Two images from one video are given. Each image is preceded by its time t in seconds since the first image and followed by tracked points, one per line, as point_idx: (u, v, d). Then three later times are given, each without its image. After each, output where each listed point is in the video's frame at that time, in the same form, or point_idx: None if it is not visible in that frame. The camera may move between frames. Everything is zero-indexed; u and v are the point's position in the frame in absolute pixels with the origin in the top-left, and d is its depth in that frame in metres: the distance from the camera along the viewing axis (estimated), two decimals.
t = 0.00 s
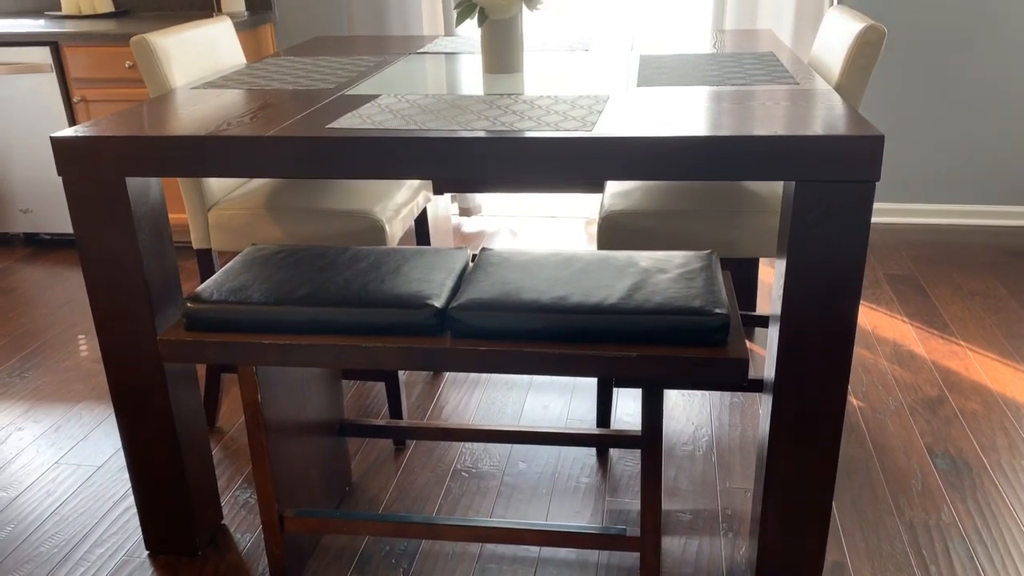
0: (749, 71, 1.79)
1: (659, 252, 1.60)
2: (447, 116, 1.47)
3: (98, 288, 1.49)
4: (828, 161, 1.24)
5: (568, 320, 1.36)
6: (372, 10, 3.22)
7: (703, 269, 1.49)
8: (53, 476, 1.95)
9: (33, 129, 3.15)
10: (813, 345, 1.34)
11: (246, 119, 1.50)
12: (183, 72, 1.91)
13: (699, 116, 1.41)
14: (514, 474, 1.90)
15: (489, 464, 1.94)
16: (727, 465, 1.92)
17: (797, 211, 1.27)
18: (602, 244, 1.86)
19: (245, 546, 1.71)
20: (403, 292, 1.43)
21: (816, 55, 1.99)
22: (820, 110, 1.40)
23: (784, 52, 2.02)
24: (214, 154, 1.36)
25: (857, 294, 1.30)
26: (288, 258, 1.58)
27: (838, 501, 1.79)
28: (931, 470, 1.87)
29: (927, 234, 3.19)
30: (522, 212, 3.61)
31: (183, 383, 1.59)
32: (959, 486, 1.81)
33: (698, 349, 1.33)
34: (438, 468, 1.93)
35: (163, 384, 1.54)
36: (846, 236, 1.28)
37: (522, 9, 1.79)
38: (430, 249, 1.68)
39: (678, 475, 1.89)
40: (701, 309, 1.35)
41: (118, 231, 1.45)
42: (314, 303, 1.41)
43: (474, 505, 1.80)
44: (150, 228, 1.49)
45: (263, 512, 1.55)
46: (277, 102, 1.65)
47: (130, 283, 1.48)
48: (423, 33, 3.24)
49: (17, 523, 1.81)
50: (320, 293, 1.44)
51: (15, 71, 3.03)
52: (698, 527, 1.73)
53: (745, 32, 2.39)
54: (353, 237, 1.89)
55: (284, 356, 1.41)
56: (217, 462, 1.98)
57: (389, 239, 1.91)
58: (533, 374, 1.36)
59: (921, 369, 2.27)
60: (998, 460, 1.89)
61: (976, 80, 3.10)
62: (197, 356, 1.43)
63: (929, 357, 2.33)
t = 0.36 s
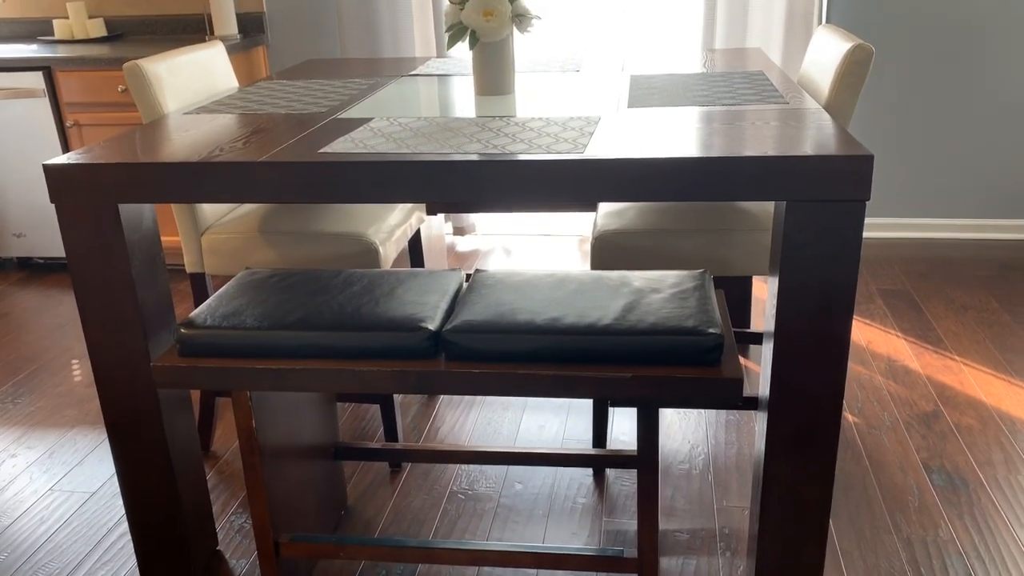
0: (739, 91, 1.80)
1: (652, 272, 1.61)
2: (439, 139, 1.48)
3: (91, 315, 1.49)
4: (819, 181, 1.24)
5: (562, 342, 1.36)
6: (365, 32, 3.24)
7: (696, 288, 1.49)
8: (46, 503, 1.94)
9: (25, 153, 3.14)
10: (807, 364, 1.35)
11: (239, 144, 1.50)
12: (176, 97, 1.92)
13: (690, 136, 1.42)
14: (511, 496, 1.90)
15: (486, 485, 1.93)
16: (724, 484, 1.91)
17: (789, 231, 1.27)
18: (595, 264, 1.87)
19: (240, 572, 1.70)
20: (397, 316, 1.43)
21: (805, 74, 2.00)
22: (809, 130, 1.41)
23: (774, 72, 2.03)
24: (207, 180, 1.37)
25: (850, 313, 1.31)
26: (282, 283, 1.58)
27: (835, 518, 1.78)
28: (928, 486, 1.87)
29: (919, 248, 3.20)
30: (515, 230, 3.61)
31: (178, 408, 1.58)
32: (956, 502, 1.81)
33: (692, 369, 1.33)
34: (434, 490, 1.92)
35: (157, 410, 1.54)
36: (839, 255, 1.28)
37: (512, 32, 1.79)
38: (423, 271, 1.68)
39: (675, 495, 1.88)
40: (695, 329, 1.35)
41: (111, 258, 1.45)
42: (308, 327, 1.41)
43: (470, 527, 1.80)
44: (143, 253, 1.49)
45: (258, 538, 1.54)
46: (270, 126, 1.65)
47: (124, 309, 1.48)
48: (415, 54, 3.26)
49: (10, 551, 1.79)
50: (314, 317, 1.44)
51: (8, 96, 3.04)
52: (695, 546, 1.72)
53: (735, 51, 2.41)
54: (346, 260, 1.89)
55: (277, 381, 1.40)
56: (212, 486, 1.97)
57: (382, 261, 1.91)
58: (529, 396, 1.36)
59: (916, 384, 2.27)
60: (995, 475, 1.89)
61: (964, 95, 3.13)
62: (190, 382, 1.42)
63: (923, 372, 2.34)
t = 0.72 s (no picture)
0: (730, 112, 1.82)
1: (645, 292, 1.62)
2: (433, 162, 1.49)
3: (85, 340, 1.49)
4: (811, 203, 1.25)
5: (556, 364, 1.36)
6: (358, 54, 3.26)
7: (689, 309, 1.50)
8: (40, 529, 1.93)
9: (19, 177, 3.15)
10: (800, 383, 1.35)
11: (234, 168, 1.51)
12: (170, 121, 1.93)
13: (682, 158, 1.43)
14: (507, 517, 1.89)
15: (481, 507, 1.93)
16: (720, 503, 1.91)
17: (782, 252, 1.28)
18: (588, 284, 1.87)
19: None
20: (392, 338, 1.43)
21: (796, 95, 2.02)
22: (800, 151, 1.42)
23: (765, 92, 2.05)
24: (202, 205, 1.37)
25: (842, 332, 1.32)
26: (276, 306, 1.58)
27: (831, 537, 1.78)
28: (923, 504, 1.87)
29: (911, 265, 3.22)
30: (509, 249, 3.62)
31: (172, 433, 1.58)
32: (951, 520, 1.81)
33: (687, 389, 1.34)
34: (430, 512, 1.92)
35: (152, 434, 1.54)
36: (831, 276, 1.29)
37: (505, 55, 1.80)
38: (417, 293, 1.68)
39: (672, 515, 1.88)
40: (689, 350, 1.35)
41: (106, 283, 1.45)
42: (303, 351, 1.42)
43: (466, 549, 1.79)
44: (138, 278, 1.49)
45: (254, 563, 1.53)
46: (264, 151, 1.66)
47: (119, 334, 1.48)
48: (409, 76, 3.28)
49: None
50: (309, 340, 1.44)
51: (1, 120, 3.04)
52: (692, 567, 1.72)
53: (725, 72, 2.43)
54: (341, 282, 1.89)
55: (272, 404, 1.40)
56: (207, 510, 1.96)
57: (376, 283, 1.91)
58: (524, 418, 1.36)
59: (909, 401, 2.28)
60: (990, 492, 1.90)
61: (953, 113, 3.16)
62: (185, 407, 1.42)
63: (916, 389, 2.34)
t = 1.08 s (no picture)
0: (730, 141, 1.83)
1: (647, 320, 1.62)
2: (435, 191, 1.50)
3: (88, 366, 1.49)
4: (811, 232, 1.26)
5: (557, 392, 1.36)
6: (362, 82, 3.28)
7: (690, 336, 1.51)
8: (39, 556, 1.92)
9: (24, 202, 3.17)
10: (801, 412, 1.35)
11: (238, 196, 1.52)
12: (174, 148, 1.94)
13: (683, 187, 1.45)
14: (508, 545, 1.89)
15: (482, 535, 1.92)
16: (722, 531, 1.91)
17: (782, 281, 1.29)
18: (590, 310, 1.88)
19: None
20: (394, 366, 1.43)
21: (795, 123, 2.04)
22: (800, 181, 1.43)
23: (765, 120, 2.07)
24: (206, 233, 1.38)
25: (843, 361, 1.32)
26: (279, 333, 1.59)
27: (834, 566, 1.77)
28: (926, 533, 1.86)
29: (912, 292, 3.22)
30: (510, 274, 3.63)
31: (173, 459, 1.58)
32: (954, 549, 1.81)
33: (688, 418, 1.34)
34: (431, 540, 1.91)
35: (153, 461, 1.54)
36: (831, 305, 1.30)
37: (507, 84, 1.82)
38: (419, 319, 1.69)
39: (673, 543, 1.88)
40: (690, 378, 1.36)
41: (109, 310, 1.46)
42: (305, 378, 1.42)
43: None
44: (141, 305, 1.50)
45: None
46: (268, 178, 1.67)
47: (121, 360, 1.48)
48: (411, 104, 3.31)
49: None
50: (310, 367, 1.45)
51: (7, 145, 3.07)
52: None
53: (725, 101, 2.45)
54: (343, 308, 1.90)
55: (273, 432, 1.40)
56: (207, 537, 1.95)
57: (378, 310, 1.92)
58: (525, 447, 1.36)
59: (911, 429, 2.28)
60: (993, 521, 1.89)
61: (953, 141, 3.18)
62: (187, 434, 1.43)
63: (918, 417, 2.34)
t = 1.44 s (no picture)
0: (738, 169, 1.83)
1: (655, 348, 1.62)
2: (443, 219, 1.50)
3: (96, 393, 1.49)
4: (820, 262, 1.26)
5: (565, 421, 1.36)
6: (371, 109, 3.31)
7: (699, 366, 1.50)
8: None
9: (36, 227, 3.19)
10: (811, 443, 1.34)
11: (247, 224, 1.53)
12: (185, 176, 1.96)
13: (691, 216, 1.44)
14: None
15: (489, 565, 1.91)
16: (731, 562, 1.89)
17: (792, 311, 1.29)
18: (597, 338, 1.88)
19: None
20: (401, 394, 1.43)
21: (803, 152, 2.04)
22: (809, 210, 1.43)
23: (773, 149, 2.07)
24: (216, 261, 1.39)
25: (852, 392, 1.31)
26: (287, 360, 1.59)
27: None
28: (939, 566, 1.84)
29: (922, 320, 3.21)
30: (519, 300, 3.63)
31: (180, 487, 1.57)
32: None
33: (696, 449, 1.33)
34: (437, 570, 1.89)
35: (159, 488, 1.53)
36: (840, 335, 1.29)
37: (515, 113, 1.83)
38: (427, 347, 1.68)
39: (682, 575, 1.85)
40: (699, 409, 1.35)
41: (118, 337, 1.46)
42: (312, 406, 1.42)
43: None
44: (150, 332, 1.50)
45: None
46: (278, 206, 1.68)
47: (129, 387, 1.49)
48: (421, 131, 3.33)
49: None
50: (318, 395, 1.44)
51: (20, 171, 3.09)
52: None
53: (734, 129, 2.46)
54: (351, 335, 1.90)
55: (280, 460, 1.40)
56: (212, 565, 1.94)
57: (386, 337, 1.92)
58: (532, 476, 1.35)
59: (923, 459, 2.26)
60: (1007, 554, 1.87)
61: (962, 169, 3.17)
62: (194, 462, 1.42)
63: (929, 447, 2.32)
